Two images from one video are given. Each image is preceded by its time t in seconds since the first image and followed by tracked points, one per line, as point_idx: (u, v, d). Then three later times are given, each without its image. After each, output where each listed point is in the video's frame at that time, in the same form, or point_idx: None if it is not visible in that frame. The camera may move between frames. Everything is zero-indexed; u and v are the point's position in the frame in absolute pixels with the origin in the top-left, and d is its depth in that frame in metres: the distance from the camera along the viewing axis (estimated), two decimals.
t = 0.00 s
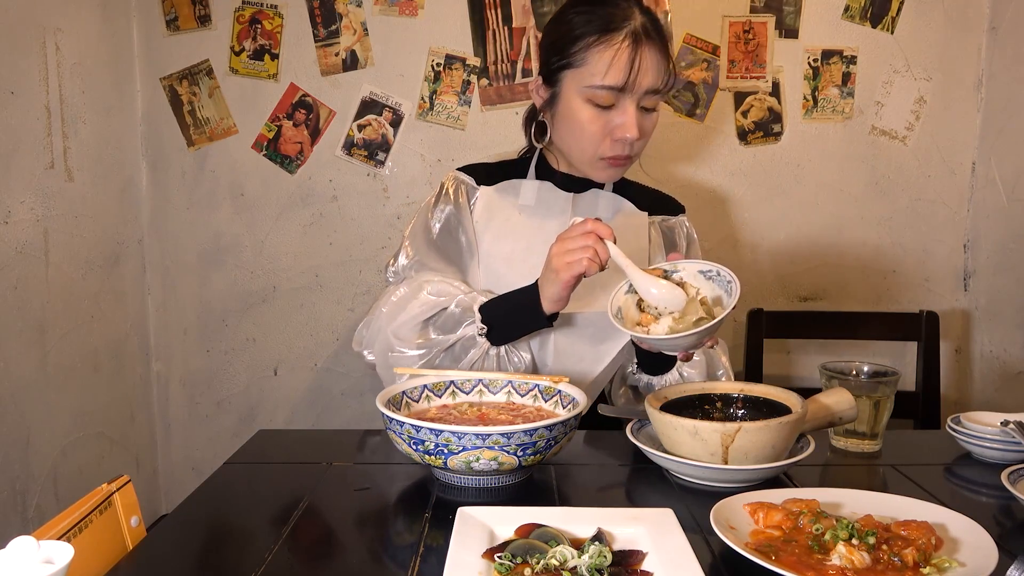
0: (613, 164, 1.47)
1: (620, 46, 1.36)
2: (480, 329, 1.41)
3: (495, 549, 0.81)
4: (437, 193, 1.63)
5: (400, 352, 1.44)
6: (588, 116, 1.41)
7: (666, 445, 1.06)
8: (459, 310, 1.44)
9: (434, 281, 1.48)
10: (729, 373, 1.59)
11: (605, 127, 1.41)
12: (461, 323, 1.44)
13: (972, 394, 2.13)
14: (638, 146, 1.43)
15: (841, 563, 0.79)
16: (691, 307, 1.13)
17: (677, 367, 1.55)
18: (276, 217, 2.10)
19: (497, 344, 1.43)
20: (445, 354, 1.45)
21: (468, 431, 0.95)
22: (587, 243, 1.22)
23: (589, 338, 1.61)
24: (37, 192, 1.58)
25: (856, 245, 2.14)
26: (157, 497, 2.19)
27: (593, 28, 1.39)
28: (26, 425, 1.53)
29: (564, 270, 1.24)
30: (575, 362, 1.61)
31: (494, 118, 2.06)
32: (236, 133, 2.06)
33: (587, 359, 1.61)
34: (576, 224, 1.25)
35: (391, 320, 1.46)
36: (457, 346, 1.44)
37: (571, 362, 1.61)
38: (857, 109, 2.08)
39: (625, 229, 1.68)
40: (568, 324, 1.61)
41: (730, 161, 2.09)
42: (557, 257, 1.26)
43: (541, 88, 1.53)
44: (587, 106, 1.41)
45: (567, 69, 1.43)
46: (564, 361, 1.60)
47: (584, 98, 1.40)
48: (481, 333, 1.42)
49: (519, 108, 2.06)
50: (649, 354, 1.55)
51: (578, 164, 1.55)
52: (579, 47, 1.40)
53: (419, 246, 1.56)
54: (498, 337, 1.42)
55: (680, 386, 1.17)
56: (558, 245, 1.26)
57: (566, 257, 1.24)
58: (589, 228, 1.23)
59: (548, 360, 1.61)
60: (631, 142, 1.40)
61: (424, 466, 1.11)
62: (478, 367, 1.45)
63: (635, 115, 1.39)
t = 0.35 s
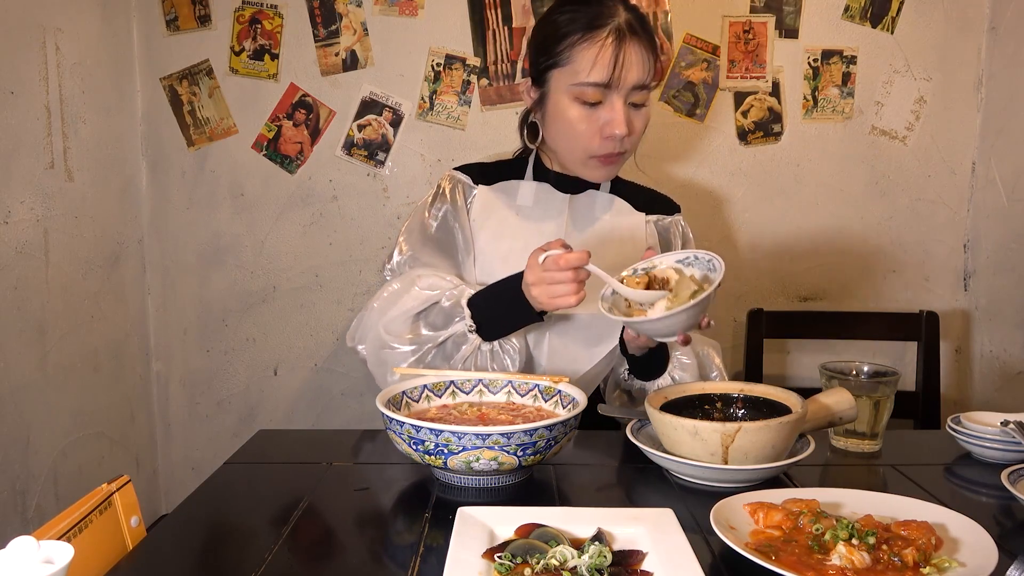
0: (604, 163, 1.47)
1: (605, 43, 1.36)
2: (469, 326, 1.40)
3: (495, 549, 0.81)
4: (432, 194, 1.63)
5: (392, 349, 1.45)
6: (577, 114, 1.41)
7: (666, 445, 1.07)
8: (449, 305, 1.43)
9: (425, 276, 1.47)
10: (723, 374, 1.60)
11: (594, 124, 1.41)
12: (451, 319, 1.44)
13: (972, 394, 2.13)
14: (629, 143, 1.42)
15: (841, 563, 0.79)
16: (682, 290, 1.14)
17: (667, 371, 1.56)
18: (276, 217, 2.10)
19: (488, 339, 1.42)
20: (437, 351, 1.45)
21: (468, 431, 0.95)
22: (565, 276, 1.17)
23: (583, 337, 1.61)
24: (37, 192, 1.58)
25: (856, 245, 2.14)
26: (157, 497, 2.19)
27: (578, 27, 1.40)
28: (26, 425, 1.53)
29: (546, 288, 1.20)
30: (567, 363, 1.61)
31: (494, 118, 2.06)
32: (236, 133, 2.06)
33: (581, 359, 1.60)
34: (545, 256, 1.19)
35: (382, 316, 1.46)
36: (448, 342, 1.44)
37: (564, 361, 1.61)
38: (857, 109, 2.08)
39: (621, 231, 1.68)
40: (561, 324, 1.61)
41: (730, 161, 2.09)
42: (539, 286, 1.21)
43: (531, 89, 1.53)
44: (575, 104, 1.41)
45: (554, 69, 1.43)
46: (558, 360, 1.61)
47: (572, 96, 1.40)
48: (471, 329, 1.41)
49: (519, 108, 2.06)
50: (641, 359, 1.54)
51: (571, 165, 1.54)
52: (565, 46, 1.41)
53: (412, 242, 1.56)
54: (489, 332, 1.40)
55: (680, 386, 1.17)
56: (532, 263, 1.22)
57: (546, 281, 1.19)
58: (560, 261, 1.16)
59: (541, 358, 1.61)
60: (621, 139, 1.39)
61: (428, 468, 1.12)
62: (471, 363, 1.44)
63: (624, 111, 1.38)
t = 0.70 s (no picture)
0: (598, 155, 1.46)
1: (591, 35, 1.38)
2: (434, 273, 1.34)
3: (495, 549, 0.81)
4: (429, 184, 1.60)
5: (351, 293, 1.39)
6: (566, 106, 1.41)
7: (666, 445, 1.06)
8: (415, 253, 1.37)
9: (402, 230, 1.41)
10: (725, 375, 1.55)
11: (583, 117, 1.40)
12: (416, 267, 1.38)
13: (972, 394, 2.13)
14: (620, 135, 1.41)
15: (841, 563, 0.79)
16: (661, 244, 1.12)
17: (664, 360, 1.51)
18: (276, 217, 2.10)
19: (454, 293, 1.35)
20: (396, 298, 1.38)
21: (468, 431, 0.95)
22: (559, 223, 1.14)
23: (582, 329, 1.62)
24: (37, 192, 1.58)
25: (856, 245, 2.14)
26: (157, 497, 2.19)
27: (567, 23, 1.41)
28: (25, 424, 1.53)
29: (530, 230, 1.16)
30: (566, 357, 1.63)
31: (494, 118, 2.06)
32: (236, 133, 2.06)
33: (580, 354, 1.63)
34: (536, 207, 1.14)
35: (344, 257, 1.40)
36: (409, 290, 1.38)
37: (563, 353, 1.63)
38: (857, 109, 2.08)
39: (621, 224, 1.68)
40: (563, 321, 1.61)
41: (730, 161, 2.09)
42: (525, 235, 1.17)
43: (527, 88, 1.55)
44: (564, 97, 1.41)
45: (546, 65, 1.45)
46: (558, 353, 1.63)
47: (562, 90, 1.40)
48: (436, 276, 1.35)
49: (519, 108, 2.06)
50: (634, 339, 1.49)
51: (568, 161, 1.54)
52: (556, 42, 1.42)
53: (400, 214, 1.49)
54: (454, 284, 1.34)
55: (680, 386, 1.16)
56: (517, 206, 1.17)
57: (535, 231, 1.15)
58: (554, 208, 1.12)
59: (541, 353, 1.62)
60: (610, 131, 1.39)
61: (423, 465, 1.11)
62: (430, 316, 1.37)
63: (612, 103, 1.38)
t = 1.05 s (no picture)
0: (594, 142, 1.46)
1: (576, 26, 1.41)
2: (411, 211, 1.36)
3: (495, 549, 0.81)
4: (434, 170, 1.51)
5: (326, 227, 1.38)
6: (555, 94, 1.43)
7: (666, 445, 1.07)
8: (392, 198, 1.37)
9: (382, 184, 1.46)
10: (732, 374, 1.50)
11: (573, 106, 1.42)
12: (392, 211, 1.38)
13: (972, 394, 2.12)
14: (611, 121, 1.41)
15: (841, 563, 0.79)
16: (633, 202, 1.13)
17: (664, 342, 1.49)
18: (276, 216, 2.10)
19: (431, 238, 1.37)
20: (370, 237, 1.37)
21: (468, 431, 0.95)
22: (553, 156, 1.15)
23: (582, 324, 1.62)
24: (37, 192, 1.58)
25: (857, 245, 2.14)
26: (157, 497, 2.19)
27: (557, 17, 1.46)
28: (25, 424, 1.53)
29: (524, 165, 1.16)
30: (566, 355, 1.62)
31: (494, 118, 2.06)
32: (236, 133, 2.06)
33: (580, 353, 1.62)
34: (535, 139, 1.14)
35: (326, 194, 1.40)
36: (384, 231, 1.37)
37: (563, 349, 1.62)
38: (857, 109, 2.08)
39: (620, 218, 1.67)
40: (562, 318, 1.61)
41: (731, 160, 2.09)
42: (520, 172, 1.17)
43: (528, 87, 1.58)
44: (554, 85, 1.44)
45: (540, 60, 1.48)
46: (559, 349, 1.62)
47: (552, 81, 1.43)
48: (412, 216, 1.36)
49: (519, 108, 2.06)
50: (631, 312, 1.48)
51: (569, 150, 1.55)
52: (547, 38, 1.46)
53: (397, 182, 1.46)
54: (432, 228, 1.36)
55: (680, 385, 1.16)
56: (512, 142, 1.17)
57: (532, 164, 1.15)
58: (552, 139, 1.13)
59: (543, 349, 1.62)
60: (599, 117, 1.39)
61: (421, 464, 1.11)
62: (404, 256, 1.37)
63: (600, 89, 1.39)
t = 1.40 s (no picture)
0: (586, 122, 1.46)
1: (566, 11, 1.46)
2: (410, 185, 1.39)
3: (495, 549, 0.81)
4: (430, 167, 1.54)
5: (325, 202, 1.41)
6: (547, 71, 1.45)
7: (666, 445, 1.06)
8: (390, 176, 1.41)
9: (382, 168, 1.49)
10: (730, 371, 1.51)
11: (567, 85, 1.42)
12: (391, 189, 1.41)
13: (972, 394, 2.12)
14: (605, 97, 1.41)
15: (841, 563, 0.79)
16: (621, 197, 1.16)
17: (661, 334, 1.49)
18: (276, 216, 2.10)
19: (430, 212, 1.40)
20: (369, 211, 1.40)
21: (468, 431, 0.95)
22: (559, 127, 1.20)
23: (580, 324, 1.62)
24: (37, 192, 1.58)
25: (857, 245, 2.14)
26: (157, 497, 2.19)
27: (550, 7, 1.51)
28: (25, 424, 1.53)
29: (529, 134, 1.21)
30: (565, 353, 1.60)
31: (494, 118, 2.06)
32: (236, 133, 2.06)
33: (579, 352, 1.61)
34: (543, 108, 1.18)
35: (326, 173, 1.44)
36: (383, 206, 1.40)
37: (563, 348, 1.60)
38: (857, 109, 2.08)
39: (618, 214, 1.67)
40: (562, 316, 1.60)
41: (731, 160, 2.09)
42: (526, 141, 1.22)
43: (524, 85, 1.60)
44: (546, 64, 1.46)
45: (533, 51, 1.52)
46: (560, 349, 1.60)
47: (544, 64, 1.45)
48: (411, 190, 1.39)
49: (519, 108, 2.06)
50: (629, 303, 1.47)
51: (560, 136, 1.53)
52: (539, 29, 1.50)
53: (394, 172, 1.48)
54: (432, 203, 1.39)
55: (680, 385, 1.17)
56: (519, 111, 1.21)
57: (538, 132, 1.21)
58: (559, 107, 1.17)
59: (544, 349, 1.60)
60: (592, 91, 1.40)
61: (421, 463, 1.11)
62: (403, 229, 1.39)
63: (592, 65, 1.41)
